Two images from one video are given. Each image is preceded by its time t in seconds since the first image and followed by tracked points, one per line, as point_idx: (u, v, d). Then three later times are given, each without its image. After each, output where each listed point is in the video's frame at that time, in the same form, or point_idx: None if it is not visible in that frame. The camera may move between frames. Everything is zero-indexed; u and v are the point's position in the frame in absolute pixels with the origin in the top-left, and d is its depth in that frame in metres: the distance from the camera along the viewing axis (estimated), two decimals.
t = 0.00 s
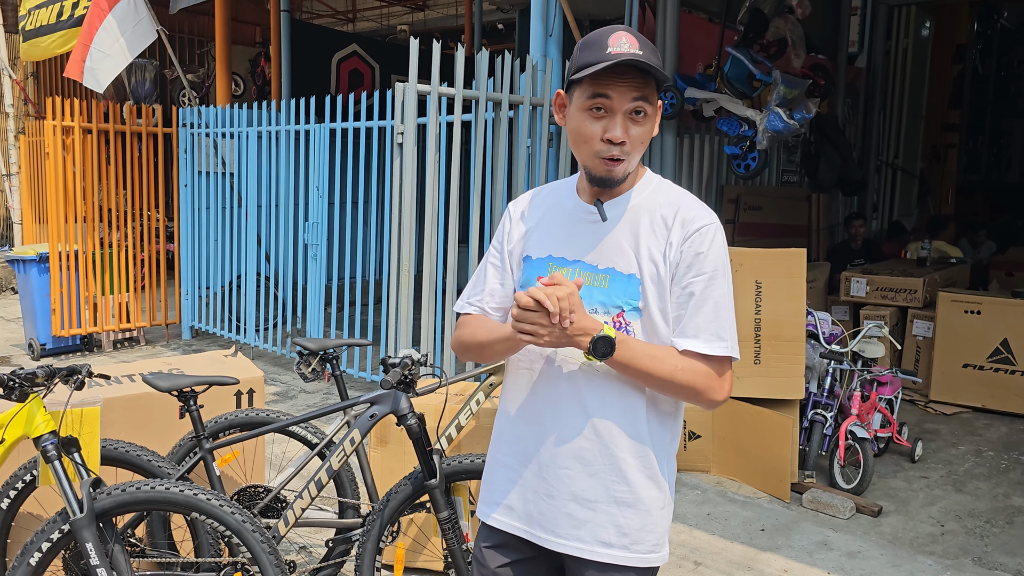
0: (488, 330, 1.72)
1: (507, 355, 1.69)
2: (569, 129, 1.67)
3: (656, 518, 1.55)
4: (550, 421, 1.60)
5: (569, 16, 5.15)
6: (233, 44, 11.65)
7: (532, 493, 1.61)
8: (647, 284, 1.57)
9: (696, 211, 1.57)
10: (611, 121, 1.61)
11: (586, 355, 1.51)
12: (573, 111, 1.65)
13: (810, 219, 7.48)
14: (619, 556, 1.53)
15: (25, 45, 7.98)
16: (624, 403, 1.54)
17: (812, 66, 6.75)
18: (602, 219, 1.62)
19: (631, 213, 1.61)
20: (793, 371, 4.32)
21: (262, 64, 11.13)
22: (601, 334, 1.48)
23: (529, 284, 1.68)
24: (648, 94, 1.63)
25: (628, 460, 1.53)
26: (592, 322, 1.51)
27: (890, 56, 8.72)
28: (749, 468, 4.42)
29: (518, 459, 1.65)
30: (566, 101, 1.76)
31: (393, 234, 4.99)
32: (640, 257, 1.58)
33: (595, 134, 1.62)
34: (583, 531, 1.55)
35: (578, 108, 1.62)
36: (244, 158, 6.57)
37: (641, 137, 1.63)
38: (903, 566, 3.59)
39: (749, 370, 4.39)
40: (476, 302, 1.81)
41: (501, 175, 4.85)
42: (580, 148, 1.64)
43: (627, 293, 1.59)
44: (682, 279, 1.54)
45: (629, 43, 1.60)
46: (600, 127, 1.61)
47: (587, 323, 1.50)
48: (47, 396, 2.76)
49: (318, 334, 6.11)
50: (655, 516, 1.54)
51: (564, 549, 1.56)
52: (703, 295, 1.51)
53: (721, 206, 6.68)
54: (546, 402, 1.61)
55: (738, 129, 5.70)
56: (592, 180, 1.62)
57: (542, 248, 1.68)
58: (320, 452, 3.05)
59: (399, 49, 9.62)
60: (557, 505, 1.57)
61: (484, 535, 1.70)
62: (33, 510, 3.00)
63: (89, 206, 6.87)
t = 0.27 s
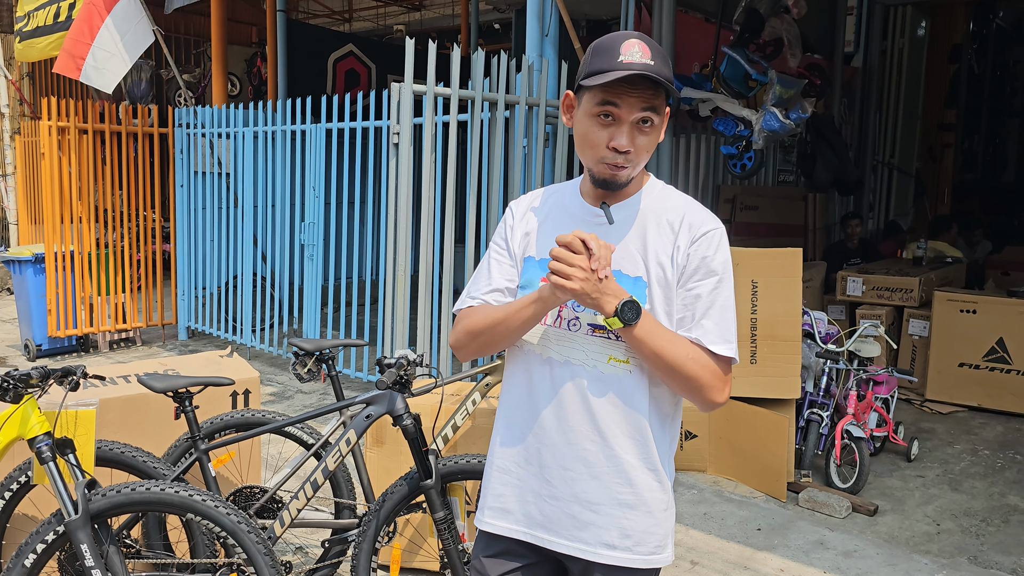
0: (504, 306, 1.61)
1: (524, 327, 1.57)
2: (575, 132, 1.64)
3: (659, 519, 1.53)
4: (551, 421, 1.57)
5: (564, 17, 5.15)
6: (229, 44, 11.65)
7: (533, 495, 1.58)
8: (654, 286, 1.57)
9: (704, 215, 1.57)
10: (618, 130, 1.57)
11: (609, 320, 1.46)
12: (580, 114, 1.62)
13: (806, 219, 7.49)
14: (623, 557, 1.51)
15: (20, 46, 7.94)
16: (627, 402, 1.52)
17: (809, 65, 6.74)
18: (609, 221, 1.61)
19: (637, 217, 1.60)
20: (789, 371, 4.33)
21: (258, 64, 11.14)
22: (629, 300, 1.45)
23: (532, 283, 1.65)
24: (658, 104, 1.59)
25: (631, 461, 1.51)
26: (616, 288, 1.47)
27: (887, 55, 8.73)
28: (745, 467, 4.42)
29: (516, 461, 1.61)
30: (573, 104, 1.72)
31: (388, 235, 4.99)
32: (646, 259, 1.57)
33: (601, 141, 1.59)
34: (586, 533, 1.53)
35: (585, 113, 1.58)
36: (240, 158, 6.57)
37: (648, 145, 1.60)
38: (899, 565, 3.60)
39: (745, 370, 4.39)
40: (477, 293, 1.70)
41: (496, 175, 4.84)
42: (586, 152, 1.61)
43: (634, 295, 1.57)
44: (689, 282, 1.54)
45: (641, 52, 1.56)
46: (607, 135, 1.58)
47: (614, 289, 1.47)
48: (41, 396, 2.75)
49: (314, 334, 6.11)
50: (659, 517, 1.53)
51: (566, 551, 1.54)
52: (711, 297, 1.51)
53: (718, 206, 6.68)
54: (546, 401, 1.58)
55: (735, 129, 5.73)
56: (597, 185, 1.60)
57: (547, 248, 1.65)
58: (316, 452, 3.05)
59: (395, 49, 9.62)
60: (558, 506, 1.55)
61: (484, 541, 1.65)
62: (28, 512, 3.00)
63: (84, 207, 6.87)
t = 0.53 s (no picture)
0: (503, 318, 1.61)
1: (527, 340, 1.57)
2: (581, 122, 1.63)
3: (664, 514, 1.54)
4: (556, 421, 1.56)
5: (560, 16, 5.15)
6: (225, 43, 11.64)
7: (538, 495, 1.58)
8: (657, 287, 1.57)
9: (702, 216, 1.59)
10: (626, 118, 1.57)
11: (612, 338, 1.47)
12: (588, 103, 1.62)
13: (803, 218, 7.49)
14: (631, 553, 1.52)
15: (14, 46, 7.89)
16: (633, 401, 1.53)
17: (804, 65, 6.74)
18: (612, 222, 1.59)
19: (638, 218, 1.59)
20: (785, 371, 4.33)
21: (254, 63, 11.15)
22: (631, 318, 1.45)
23: (534, 285, 1.64)
24: (663, 97, 1.60)
25: (637, 458, 1.52)
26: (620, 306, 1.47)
27: (882, 55, 8.75)
28: (742, 467, 4.42)
29: (521, 461, 1.60)
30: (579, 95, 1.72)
31: (384, 235, 4.99)
32: (649, 260, 1.57)
33: (606, 129, 1.58)
34: (594, 530, 1.53)
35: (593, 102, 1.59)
36: (236, 157, 6.56)
37: (653, 136, 1.60)
38: (895, 564, 3.60)
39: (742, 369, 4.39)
40: (477, 297, 1.69)
41: (493, 174, 4.83)
42: (591, 142, 1.60)
43: (638, 296, 1.57)
44: (692, 284, 1.55)
45: (651, 43, 1.57)
46: (614, 123, 1.58)
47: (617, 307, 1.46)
48: (36, 396, 2.75)
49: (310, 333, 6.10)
50: (664, 513, 1.54)
51: (573, 549, 1.54)
52: (714, 299, 1.53)
53: (714, 205, 6.68)
54: (551, 403, 1.57)
55: (730, 128, 5.74)
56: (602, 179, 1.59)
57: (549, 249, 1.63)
58: (312, 452, 3.04)
59: (391, 49, 9.62)
60: (564, 506, 1.55)
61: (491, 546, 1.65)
62: (23, 512, 2.99)
63: (80, 206, 6.86)
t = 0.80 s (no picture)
0: (510, 324, 1.61)
1: (535, 345, 1.57)
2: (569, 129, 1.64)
3: (675, 510, 1.55)
4: (565, 422, 1.56)
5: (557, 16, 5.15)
6: (221, 43, 11.63)
7: (550, 495, 1.57)
8: (656, 289, 1.57)
9: (697, 215, 1.58)
10: (610, 122, 1.58)
11: (614, 339, 1.48)
12: (575, 110, 1.62)
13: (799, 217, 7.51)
14: (642, 551, 1.52)
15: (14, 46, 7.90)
16: (641, 400, 1.53)
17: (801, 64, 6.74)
18: (609, 225, 1.59)
19: (635, 219, 1.59)
20: (782, 371, 4.32)
21: (250, 62, 11.14)
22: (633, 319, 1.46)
23: (536, 290, 1.63)
24: (650, 100, 1.59)
25: (647, 455, 1.52)
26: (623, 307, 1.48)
27: (879, 54, 8.75)
28: (739, 466, 4.43)
29: (532, 462, 1.60)
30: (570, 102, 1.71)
31: (381, 234, 4.98)
32: (647, 261, 1.57)
33: (592, 133, 1.58)
34: (606, 529, 1.52)
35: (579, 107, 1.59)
36: (232, 156, 6.55)
37: (640, 139, 1.59)
38: (892, 563, 3.60)
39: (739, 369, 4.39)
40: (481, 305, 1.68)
41: (489, 173, 4.82)
42: (580, 147, 1.61)
43: (637, 297, 1.57)
44: (691, 283, 1.55)
45: (634, 47, 1.56)
46: (598, 127, 1.58)
47: (617, 308, 1.47)
48: (31, 397, 2.74)
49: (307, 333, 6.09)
50: (674, 508, 1.55)
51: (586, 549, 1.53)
52: (714, 296, 1.53)
53: (710, 205, 6.68)
54: (559, 404, 1.58)
55: (727, 127, 5.74)
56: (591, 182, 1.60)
57: (547, 254, 1.62)
58: (309, 452, 3.03)
59: (388, 48, 9.60)
60: (576, 506, 1.54)
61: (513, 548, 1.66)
62: (18, 513, 2.98)
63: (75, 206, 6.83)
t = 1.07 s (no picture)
0: (526, 328, 1.65)
1: (550, 349, 1.62)
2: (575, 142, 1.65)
3: (683, 505, 1.58)
4: (576, 417, 1.61)
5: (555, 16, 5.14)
6: (218, 42, 11.63)
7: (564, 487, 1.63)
8: (662, 286, 1.57)
9: (702, 214, 1.57)
10: (613, 132, 1.58)
11: (623, 342, 1.50)
12: (579, 124, 1.63)
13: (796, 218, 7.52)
14: (648, 544, 1.55)
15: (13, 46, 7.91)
16: (649, 395, 1.56)
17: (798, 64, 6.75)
18: (618, 226, 1.60)
19: (643, 218, 1.60)
20: (780, 371, 4.32)
21: (247, 61, 11.16)
22: (640, 321, 1.48)
23: (551, 290, 1.66)
24: (649, 105, 1.60)
25: (654, 451, 1.55)
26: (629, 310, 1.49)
27: (875, 55, 8.76)
28: (736, 466, 4.43)
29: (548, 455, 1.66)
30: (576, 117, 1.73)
31: (378, 233, 4.97)
32: (655, 258, 1.58)
33: (597, 144, 1.59)
34: (614, 522, 1.56)
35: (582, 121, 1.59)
36: (229, 156, 6.54)
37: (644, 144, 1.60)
38: (888, 563, 3.61)
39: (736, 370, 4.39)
40: (502, 309, 1.74)
41: (487, 173, 4.83)
42: (585, 159, 1.61)
43: (645, 295, 1.58)
44: (698, 279, 1.55)
45: (628, 57, 1.57)
46: (602, 138, 1.59)
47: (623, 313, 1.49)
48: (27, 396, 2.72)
49: (304, 333, 6.09)
50: (681, 503, 1.57)
51: (595, 541, 1.58)
52: (720, 292, 1.53)
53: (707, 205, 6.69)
54: (571, 400, 1.63)
55: (724, 128, 5.75)
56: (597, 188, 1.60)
57: (560, 255, 1.65)
58: (305, 452, 3.03)
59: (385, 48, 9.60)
60: (586, 498, 1.59)
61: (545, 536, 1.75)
62: (14, 513, 2.97)
63: (72, 205, 6.82)
